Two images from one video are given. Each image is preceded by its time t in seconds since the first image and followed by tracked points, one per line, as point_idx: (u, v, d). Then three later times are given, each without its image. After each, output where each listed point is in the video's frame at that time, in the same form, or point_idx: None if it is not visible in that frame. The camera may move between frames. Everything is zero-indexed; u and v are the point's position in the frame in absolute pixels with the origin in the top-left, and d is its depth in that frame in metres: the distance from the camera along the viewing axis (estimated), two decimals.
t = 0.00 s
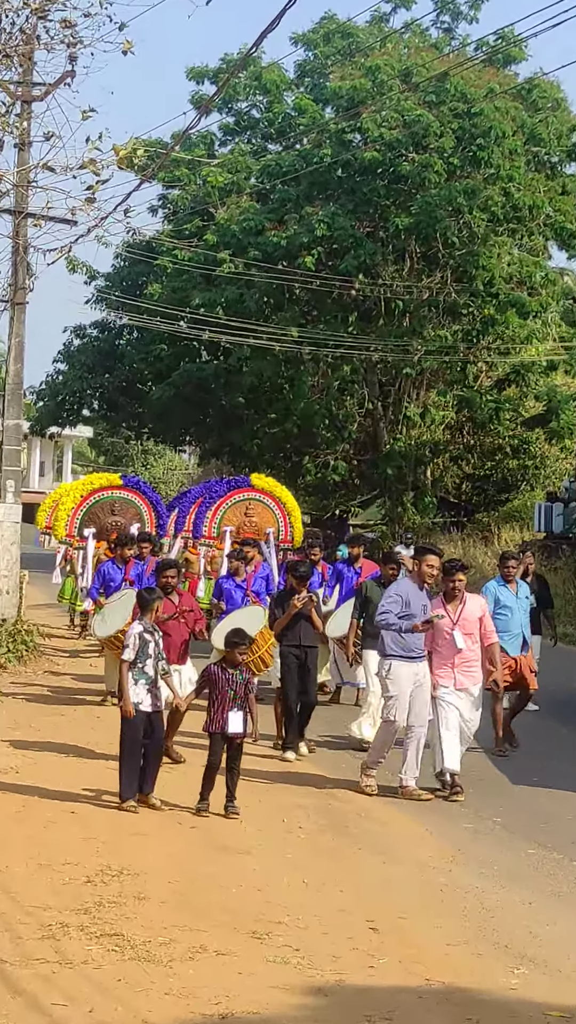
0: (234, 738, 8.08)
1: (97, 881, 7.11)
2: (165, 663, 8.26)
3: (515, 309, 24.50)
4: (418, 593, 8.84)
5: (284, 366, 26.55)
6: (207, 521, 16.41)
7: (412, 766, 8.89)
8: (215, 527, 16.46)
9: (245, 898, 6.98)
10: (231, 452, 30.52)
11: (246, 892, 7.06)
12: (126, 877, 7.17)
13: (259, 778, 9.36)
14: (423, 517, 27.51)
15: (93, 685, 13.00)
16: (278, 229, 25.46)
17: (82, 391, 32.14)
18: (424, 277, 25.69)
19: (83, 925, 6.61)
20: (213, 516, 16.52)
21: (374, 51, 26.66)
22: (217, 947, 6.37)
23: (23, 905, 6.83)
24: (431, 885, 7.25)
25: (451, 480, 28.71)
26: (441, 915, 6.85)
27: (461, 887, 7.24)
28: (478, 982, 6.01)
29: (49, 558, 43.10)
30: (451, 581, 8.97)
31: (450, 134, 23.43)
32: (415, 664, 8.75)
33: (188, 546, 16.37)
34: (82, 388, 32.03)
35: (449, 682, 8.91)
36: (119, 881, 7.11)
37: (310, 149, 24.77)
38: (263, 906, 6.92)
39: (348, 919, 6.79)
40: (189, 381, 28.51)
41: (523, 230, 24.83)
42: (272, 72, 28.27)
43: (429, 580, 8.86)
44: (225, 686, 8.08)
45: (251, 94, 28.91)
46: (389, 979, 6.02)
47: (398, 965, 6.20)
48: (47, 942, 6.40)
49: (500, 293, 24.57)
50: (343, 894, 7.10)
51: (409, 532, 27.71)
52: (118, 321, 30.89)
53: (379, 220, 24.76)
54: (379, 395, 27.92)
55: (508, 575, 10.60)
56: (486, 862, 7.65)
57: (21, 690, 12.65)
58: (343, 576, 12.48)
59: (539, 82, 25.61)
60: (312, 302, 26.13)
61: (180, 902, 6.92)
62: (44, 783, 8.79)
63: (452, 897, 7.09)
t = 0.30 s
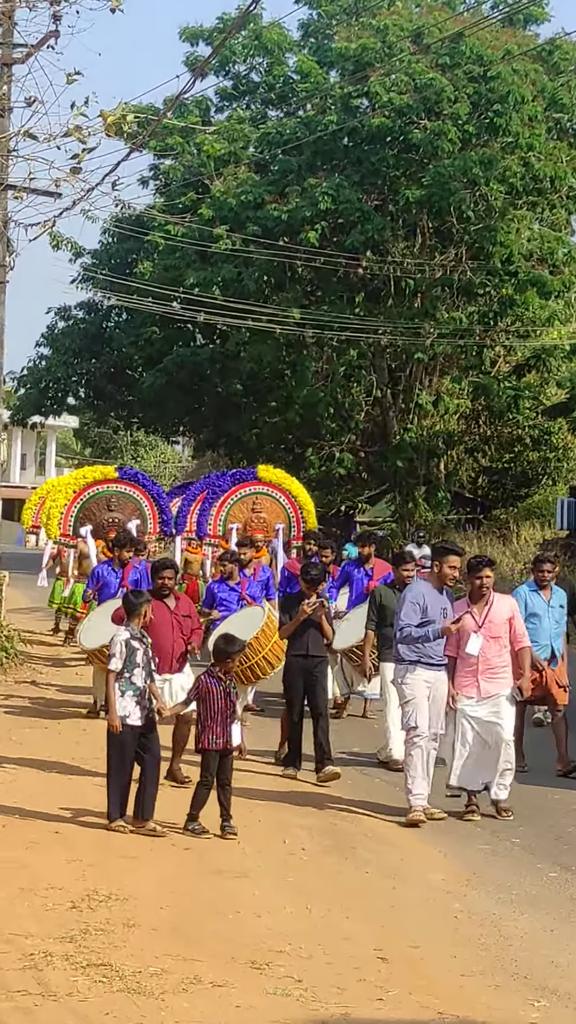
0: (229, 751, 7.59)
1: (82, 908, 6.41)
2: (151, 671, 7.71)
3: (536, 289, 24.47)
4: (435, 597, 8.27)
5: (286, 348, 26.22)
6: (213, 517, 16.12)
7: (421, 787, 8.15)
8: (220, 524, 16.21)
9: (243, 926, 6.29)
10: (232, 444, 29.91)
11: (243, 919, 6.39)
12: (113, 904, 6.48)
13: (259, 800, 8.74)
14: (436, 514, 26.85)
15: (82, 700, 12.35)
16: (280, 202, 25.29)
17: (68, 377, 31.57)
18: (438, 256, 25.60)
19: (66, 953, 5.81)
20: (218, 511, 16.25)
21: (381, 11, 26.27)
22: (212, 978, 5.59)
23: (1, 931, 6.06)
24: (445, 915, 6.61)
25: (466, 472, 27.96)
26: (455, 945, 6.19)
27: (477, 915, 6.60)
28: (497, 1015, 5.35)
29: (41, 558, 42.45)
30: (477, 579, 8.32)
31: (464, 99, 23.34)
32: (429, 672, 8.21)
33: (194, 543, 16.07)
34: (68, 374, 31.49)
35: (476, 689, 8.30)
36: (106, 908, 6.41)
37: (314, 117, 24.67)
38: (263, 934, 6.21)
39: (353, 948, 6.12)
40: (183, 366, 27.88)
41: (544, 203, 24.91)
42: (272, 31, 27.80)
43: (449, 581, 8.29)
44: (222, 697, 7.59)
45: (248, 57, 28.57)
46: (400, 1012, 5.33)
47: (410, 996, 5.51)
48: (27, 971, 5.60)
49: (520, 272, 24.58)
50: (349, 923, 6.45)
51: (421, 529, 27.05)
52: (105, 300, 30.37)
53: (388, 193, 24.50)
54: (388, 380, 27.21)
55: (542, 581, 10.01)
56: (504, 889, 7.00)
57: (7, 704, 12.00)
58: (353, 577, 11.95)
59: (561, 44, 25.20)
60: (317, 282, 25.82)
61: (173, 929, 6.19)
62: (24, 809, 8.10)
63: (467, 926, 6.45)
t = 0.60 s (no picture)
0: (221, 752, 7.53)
1: (80, 908, 6.35)
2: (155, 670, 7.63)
3: (537, 283, 24.46)
4: (433, 601, 8.16)
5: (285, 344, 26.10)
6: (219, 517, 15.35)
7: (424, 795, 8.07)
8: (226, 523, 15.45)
9: (242, 926, 6.23)
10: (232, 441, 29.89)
11: (241, 920, 6.32)
12: (110, 905, 6.42)
13: (256, 800, 8.67)
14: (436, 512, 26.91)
15: (79, 698, 12.28)
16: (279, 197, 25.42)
17: (65, 372, 31.57)
18: (438, 250, 25.47)
19: (64, 956, 5.73)
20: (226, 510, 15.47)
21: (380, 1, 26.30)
22: (210, 979, 5.53)
23: None
24: (444, 915, 6.55)
25: (468, 470, 27.85)
26: (455, 946, 6.12)
27: (476, 915, 6.54)
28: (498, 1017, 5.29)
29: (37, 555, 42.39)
30: (497, 581, 8.08)
31: (466, 92, 23.38)
32: (433, 677, 8.07)
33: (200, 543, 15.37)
34: (65, 370, 31.49)
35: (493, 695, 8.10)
36: (104, 909, 6.36)
37: (312, 111, 24.73)
38: (261, 935, 6.15)
39: (352, 949, 6.04)
40: (181, 362, 27.92)
41: (546, 197, 24.89)
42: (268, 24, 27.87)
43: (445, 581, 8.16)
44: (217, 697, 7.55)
45: (247, 50, 28.64)
46: (400, 1014, 5.28)
47: (408, 999, 5.45)
48: (23, 974, 5.52)
49: (520, 267, 24.47)
50: (348, 923, 6.38)
51: (421, 527, 27.06)
52: (103, 295, 30.40)
53: (388, 186, 24.59)
54: (389, 376, 27.20)
55: (567, 579, 9.99)
56: (504, 891, 6.94)
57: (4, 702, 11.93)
58: (349, 579, 11.83)
59: (561, 36, 25.18)
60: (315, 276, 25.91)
61: (171, 930, 6.12)
62: (21, 810, 8.03)
63: (467, 926, 6.39)
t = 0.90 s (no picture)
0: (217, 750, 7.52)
1: (79, 906, 6.35)
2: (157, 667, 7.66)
3: (536, 282, 24.50)
4: (429, 601, 7.99)
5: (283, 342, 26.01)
6: (224, 513, 14.90)
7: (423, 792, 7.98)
8: (231, 519, 14.94)
9: (242, 924, 6.23)
10: (231, 439, 29.92)
11: (240, 918, 6.33)
12: (109, 903, 6.41)
13: (256, 799, 8.66)
14: (435, 510, 27.07)
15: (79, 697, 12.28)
16: (278, 195, 25.55)
17: (64, 371, 31.59)
18: (436, 248, 25.44)
19: (63, 954, 5.74)
20: (230, 508, 15.00)
21: None
22: (209, 977, 5.53)
23: None
24: (443, 913, 6.56)
25: (466, 468, 27.77)
26: (454, 944, 6.12)
27: (475, 914, 6.55)
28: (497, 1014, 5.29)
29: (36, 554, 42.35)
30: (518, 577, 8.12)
31: (465, 89, 23.42)
32: (428, 672, 7.90)
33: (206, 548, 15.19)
34: (65, 368, 31.51)
35: (509, 689, 8.06)
36: (103, 907, 6.35)
37: (311, 109, 24.76)
38: (261, 933, 6.15)
39: (352, 947, 6.04)
40: (181, 360, 27.95)
41: (545, 196, 24.87)
42: (267, 22, 27.89)
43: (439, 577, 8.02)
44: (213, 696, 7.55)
45: (247, 48, 28.66)
46: (399, 1011, 5.27)
47: (407, 997, 5.45)
48: (23, 971, 5.53)
49: (518, 265, 24.52)
50: (348, 921, 6.38)
51: (419, 525, 27.12)
52: (103, 293, 30.42)
53: (387, 184, 24.66)
54: (388, 374, 27.21)
55: None
56: (504, 890, 6.92)
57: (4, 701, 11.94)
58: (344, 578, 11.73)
59: (560, 34, 25.16)
60: (314, 275, 25.92)
61: (172, 928, 6.11)
62: (20, 809, 8.01)
63: (467, 924, 6.39)
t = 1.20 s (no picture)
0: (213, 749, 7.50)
1: (78, 903, 6.35)
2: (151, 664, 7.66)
3: (535, 280, 24.50)
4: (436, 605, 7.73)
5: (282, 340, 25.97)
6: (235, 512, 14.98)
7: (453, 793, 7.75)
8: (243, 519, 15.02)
9: (241, 922, 6.23)
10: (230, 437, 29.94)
11: (239, 915, 6.32)
12: (110, 900, 6.42)
13: (256, 797, 8.65)
14: (434, 509, 27.15)
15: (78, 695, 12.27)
16: (276, 193, 25.61)
17: (63, 368, 31.60)
18: (435, 246, 25.44)
19: (63, 951, 5.74)
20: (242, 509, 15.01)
21: None
22: (208, 974, 5.53)
23: None
24: (443, 910, 6.56)
25: (466, 467, 27.65)
26: (455, 942, 6.12)
27: (474, 911, 6.55)
28: (496, 1013, 5.28)
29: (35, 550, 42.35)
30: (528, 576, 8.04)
31: (465, 87, 23.47)
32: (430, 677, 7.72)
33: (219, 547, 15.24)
34: (64, 365, 31.52)
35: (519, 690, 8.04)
36: (103, 904, 6.35)
37: (310, 106, 24.78)
38: (260, 931, 6.15)
39: (352, 945, 6.04)
40: (180, 358, 27.96)
41: (545, 195, 24.77)
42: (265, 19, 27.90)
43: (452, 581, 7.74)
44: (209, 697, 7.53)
45: (246, 45, 28.67)
46: (398, 1009, 5.27)
47: (406, 995, 5.44)
48: (23, 969, 5.52)
49: (517, 263, 24.53)
50: (347, 919, 6.38)
51: (418, 522, 27.15)
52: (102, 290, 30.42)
53: (386, 182, 24.70)
54: (387, 372, 27.20)
55: None
56: (505, 886, 6.93)
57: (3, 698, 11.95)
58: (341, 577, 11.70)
59: (560, 31, 25.15)
60: (312, 272, 25.95)
61: (170, 927, 6.10)
62: (17, 807, 8.00)
63: (466, 922, 6.39)
